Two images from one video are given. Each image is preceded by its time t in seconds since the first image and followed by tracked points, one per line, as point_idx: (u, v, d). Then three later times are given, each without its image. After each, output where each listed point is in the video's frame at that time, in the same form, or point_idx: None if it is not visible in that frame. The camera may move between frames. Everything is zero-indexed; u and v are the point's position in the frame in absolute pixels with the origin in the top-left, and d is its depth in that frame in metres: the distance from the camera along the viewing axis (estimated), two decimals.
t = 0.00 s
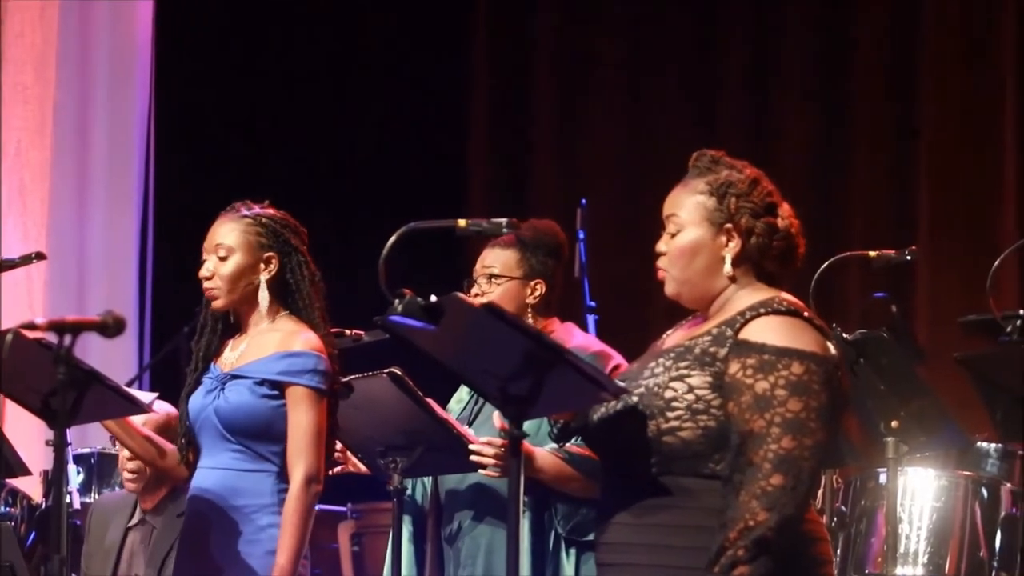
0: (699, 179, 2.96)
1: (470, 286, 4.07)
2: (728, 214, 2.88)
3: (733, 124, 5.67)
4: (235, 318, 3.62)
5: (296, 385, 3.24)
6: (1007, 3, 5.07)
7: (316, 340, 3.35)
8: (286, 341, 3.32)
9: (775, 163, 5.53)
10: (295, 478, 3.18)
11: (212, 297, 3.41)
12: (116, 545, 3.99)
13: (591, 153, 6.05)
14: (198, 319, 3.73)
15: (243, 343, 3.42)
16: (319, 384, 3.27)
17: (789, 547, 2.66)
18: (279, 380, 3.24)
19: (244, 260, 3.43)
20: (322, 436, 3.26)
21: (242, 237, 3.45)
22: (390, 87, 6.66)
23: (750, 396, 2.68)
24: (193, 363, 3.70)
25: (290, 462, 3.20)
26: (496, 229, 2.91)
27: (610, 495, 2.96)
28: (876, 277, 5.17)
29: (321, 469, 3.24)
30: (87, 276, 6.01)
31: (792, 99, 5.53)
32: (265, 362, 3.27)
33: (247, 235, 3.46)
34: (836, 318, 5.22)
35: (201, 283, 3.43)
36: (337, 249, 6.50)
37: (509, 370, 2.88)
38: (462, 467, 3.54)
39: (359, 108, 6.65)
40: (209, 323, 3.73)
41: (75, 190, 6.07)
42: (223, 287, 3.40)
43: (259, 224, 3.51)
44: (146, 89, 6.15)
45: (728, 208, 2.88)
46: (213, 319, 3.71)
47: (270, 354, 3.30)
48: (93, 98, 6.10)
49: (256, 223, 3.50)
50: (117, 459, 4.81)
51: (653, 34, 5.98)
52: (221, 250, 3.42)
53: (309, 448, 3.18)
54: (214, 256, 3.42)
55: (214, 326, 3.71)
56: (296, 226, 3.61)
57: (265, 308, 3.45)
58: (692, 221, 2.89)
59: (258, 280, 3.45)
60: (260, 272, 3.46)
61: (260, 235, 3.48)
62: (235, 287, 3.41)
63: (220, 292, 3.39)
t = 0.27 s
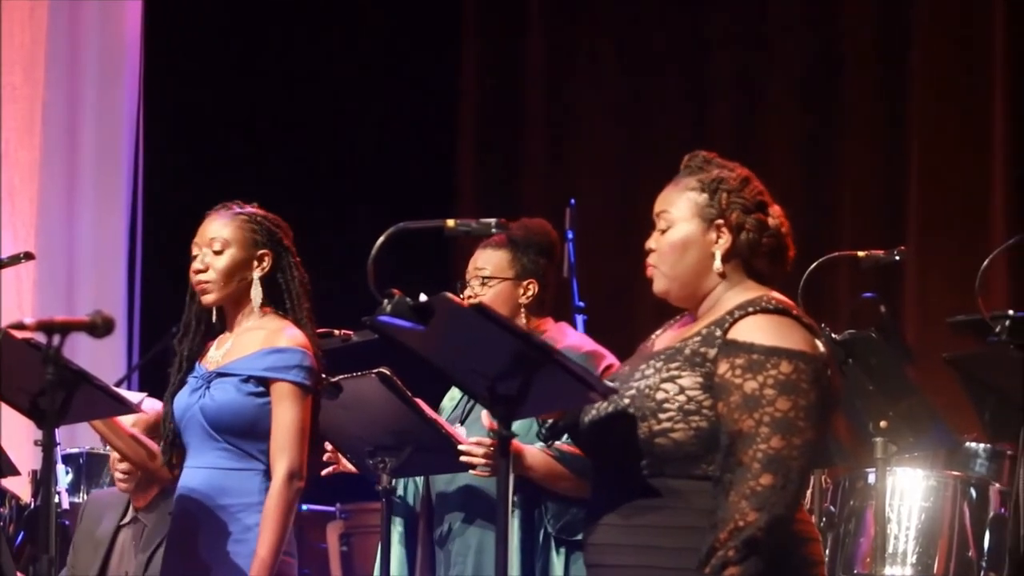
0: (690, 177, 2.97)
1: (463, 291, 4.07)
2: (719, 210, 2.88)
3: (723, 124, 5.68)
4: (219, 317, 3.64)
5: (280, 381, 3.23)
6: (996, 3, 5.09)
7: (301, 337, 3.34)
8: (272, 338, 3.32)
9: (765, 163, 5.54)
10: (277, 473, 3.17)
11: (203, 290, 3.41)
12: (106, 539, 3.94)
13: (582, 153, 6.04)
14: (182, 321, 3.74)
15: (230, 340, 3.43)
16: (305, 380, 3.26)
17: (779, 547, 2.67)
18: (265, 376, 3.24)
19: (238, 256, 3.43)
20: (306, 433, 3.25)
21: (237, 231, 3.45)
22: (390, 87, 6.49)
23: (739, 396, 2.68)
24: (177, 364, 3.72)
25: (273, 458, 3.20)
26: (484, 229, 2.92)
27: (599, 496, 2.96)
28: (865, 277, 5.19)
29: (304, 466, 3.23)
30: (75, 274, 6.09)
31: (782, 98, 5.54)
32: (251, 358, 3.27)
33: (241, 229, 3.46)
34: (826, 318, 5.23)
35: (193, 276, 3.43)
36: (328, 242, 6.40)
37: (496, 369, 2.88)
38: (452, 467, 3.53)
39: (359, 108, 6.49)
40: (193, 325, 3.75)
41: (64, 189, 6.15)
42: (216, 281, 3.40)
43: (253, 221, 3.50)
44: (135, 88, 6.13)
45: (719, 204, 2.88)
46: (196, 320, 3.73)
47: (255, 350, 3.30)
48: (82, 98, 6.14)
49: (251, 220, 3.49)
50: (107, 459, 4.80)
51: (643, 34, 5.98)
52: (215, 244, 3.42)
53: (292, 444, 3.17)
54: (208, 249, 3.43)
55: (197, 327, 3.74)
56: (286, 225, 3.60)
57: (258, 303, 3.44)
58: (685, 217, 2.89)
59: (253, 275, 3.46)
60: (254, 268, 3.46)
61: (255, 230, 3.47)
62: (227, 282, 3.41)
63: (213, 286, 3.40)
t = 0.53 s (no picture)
0: (667, 180, 2.97)
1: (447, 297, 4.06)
2: (698, 208, 2.88)
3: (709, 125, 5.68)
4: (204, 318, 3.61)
5: (268, 377, 3.23)
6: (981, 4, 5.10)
7: (288, 334, 3.35)
8: (259, 335, 3.32)
9: (751, 163, 5.54)
10: (266, 468, 3.18)
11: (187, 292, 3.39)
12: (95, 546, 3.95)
13: (568, 154, 6.03)
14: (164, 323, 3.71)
15: (216, 338, 3.42)
16: (293, 376, 3.26)
17: (769, 544, 2.65)
18: (253, 373, 3.24)
19: (220, 254, 3.42)
20: (294, 431, 3.25)
21: (218, 230, 3.44)
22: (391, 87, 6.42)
23: (726, 393, 2.68)
24: (160, 367, 3.71)
25: (262, 455, 3.21)
26: (470, 229, 2.92)
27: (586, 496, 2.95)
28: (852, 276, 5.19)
29: (292, 462, 3.24)
30: (62, 274, 6.12)
31: (767, 99, 5.54)
32: (239, 356, 3.28)
33: (222, 228, 3.45)
34: (812, 318, 5.24)
35: (175, 277, 3.41)
36: (308, 241, 6.30)
37: (483, 369, 2.87)
38: (440, 467, 3.51)
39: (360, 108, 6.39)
40: (172, 330, 3.72)
41: (51, 189, 6.18)
42: (199, 281, 3.39)
43: (232, 220, 3.50)
44: (120, 88, 6.15)
45: (698, 202, 2.89)
46: (177, 322, 3.70)
47: (243, 348, 3.30)
48: (68, 98, 6.18)
49: (231, 219, 3.49)
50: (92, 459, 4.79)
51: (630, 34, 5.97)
52: (197, 243, 3.41)
53: (280, 440, 3.19)
54: (189, 249, 3.41)
55: (177, 332, 3.71)
56: (261, 222, 3.59)
57: (242, 302, 3.44)
58: (666, 218, 2.89)
59: (235, 273, 3.45)
60: (235, 266, 3.45)
61: (234, 229, 3.47)
62: (210, 281, 3.40)
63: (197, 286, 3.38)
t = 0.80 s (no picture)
0: (637, 188, 2.98)
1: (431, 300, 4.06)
2: (669, 210, 2.89)
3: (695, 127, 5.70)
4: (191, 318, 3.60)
5: (256, 376, 3.24)
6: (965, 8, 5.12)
7: (274, 332, 3.35)
8: (245, 333, 3.32)
9: (735, 166, 5.57)
10: (256, 468, 3.19)
11: (169, 296, 3.39)
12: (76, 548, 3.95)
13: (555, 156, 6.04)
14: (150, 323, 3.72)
15: (200, 338, 3.42)
16: (279, 375, 3.27)
17: (751, 538, 2.65)
18: (239, 373, 3.24)
19: (202, 256, 3.41)
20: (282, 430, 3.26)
21: (199, 232, 3.43)
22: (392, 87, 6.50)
23: (710, 388, 2.68)
24: (145, 366, 3.72)
25: (250, 454, 3.21)
26: (455, 228, 2.91)
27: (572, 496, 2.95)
28: (835, 277, 5.22)
29: (281, 461, 3.25)
30: (46, 274, 6.05)
31: (752, 102, 5.56)
32: (223, 356, 3.27)
33: (203, 230, 3.45)
34: (795, 318, 5.27)
35: (159, 282, 3.41)
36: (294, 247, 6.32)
37: (467, 368, 2.86)
38: (424, 467, 3.49)
39: (359, 108, 6.44)
40: (159, 328, 3.72)
41: (35, 189, 6.11)
42: (180, 284, 3.38)
43: (213, 221, 3.48)
44: (105, 90, 6.13)
45: (669, 204, 2.90)
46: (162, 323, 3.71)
47: (228, 347, 3.29)
48: (53, 97, 6.12)
49: (212, 220, 3.48)
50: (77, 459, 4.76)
51: (617, 37, 5.98)
52: (178, 247, 3.40)
53: (269, 440, 3.19)
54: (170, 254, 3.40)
55: (163, 331, 3.72)
56: (242, 217, 3.58)
57: (224, 303, 3.43)
58: (642, 226, 2.90)
59: (217, 275, 3.45)
60: (217, 268, 3.45)
61: (216, 229, 3.46)
62: (192, 284, 3.40)
63: (179, 290, 3.38)
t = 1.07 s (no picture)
0: (621, 188, 2.98)
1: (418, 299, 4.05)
2: (653, 210, 2.89)
3: (681, 127, 5.70)
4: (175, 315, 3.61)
5: (240, 377, 3.25)
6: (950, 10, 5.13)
7: (258, 333, 3.35)
8: (230, 334, 3.33)
9: (720, 166, 5.57)
10: (240, 470, 3.19)
11: (148, 286, 3.41)
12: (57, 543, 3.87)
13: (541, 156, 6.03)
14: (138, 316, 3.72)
15: (183, 337, 3.41)
16: (262, 376, 3.27)
17: (733, 538, 2.65)
18: (223, 373, 3.25)
19: (185, 253, 3.42)
20: (266, 430, 3.26)
21: (188, 228, 3.45)
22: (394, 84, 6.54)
23: (692, 388, 2.68)
24: (132, 360, 3.71)
25: (235, 454, 3.22)
26: (438, 229, 2.89)
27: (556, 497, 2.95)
28: (819, 277, 5.23)
29: (266, 462, 3.25)
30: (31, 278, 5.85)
31: (738, 102, 5.56)
32: (207, 356, 3.28)
33: (193, 227, 3.46)
34: (779, 318, 5.26)
35: (141, 272, 3.43)
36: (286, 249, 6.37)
37: (450, 369, 2.85)
38: (407, 468, 3.50)
39: (359, 108, 6.52)
40: (148, 321, 3.72)
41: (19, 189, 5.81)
42: (161, 277, 3.39)
43: (205, 220, 3.50)
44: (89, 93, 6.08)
45: (653, 204, 2.90)
46: (152, 316, 3.71)
47: (213, 347, 3.30)
48: (36, 98, 5.94)
49: (203, 219, 3.49)
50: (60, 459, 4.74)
51: (603, 37, 5.97)
52: (165, 239, 3.43)
53: (254, 440, 3.20)
54: (157, 245, 3.44)
55: (152, 324, 3.71)
56: (241, 228, 3.59)
57: (201, 303, 3.44)
58: (626, 226, 2.90)
59: (197, 273, 3.44)
60: (200, 267, 3.45)
61: (205, 229, 3.47)
62: (172, 278, 3.40)
63: (158, 281, 3.39)
